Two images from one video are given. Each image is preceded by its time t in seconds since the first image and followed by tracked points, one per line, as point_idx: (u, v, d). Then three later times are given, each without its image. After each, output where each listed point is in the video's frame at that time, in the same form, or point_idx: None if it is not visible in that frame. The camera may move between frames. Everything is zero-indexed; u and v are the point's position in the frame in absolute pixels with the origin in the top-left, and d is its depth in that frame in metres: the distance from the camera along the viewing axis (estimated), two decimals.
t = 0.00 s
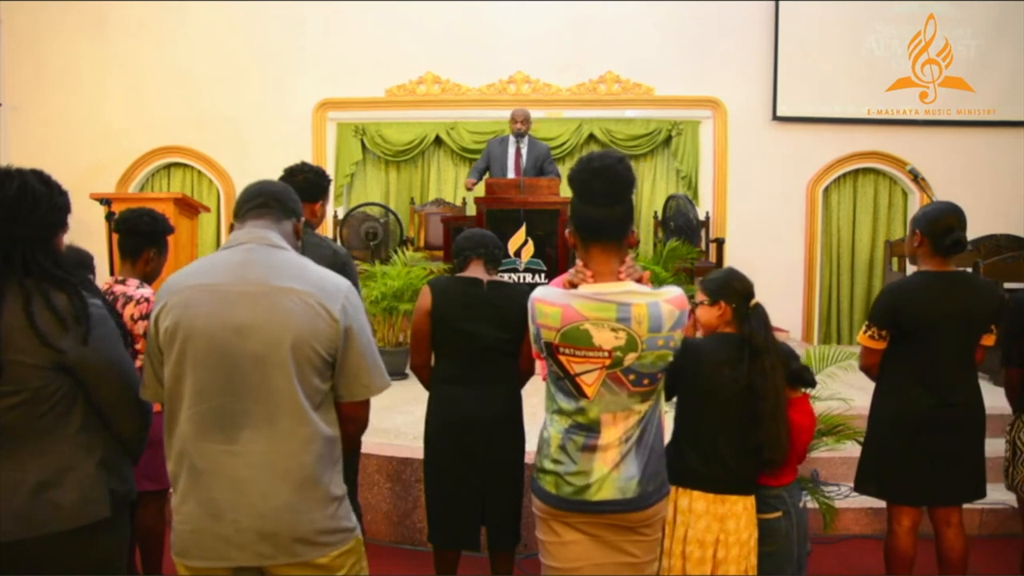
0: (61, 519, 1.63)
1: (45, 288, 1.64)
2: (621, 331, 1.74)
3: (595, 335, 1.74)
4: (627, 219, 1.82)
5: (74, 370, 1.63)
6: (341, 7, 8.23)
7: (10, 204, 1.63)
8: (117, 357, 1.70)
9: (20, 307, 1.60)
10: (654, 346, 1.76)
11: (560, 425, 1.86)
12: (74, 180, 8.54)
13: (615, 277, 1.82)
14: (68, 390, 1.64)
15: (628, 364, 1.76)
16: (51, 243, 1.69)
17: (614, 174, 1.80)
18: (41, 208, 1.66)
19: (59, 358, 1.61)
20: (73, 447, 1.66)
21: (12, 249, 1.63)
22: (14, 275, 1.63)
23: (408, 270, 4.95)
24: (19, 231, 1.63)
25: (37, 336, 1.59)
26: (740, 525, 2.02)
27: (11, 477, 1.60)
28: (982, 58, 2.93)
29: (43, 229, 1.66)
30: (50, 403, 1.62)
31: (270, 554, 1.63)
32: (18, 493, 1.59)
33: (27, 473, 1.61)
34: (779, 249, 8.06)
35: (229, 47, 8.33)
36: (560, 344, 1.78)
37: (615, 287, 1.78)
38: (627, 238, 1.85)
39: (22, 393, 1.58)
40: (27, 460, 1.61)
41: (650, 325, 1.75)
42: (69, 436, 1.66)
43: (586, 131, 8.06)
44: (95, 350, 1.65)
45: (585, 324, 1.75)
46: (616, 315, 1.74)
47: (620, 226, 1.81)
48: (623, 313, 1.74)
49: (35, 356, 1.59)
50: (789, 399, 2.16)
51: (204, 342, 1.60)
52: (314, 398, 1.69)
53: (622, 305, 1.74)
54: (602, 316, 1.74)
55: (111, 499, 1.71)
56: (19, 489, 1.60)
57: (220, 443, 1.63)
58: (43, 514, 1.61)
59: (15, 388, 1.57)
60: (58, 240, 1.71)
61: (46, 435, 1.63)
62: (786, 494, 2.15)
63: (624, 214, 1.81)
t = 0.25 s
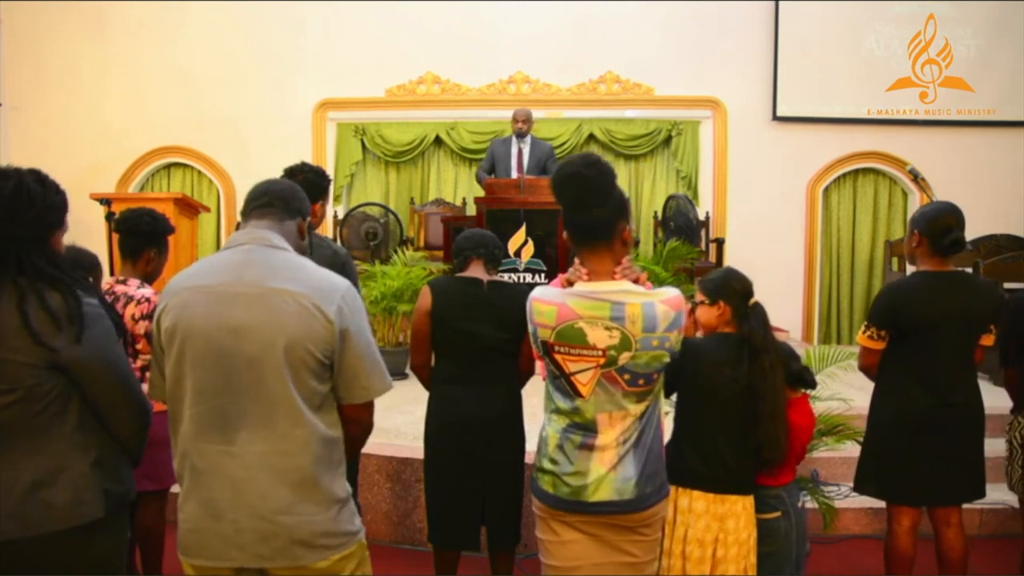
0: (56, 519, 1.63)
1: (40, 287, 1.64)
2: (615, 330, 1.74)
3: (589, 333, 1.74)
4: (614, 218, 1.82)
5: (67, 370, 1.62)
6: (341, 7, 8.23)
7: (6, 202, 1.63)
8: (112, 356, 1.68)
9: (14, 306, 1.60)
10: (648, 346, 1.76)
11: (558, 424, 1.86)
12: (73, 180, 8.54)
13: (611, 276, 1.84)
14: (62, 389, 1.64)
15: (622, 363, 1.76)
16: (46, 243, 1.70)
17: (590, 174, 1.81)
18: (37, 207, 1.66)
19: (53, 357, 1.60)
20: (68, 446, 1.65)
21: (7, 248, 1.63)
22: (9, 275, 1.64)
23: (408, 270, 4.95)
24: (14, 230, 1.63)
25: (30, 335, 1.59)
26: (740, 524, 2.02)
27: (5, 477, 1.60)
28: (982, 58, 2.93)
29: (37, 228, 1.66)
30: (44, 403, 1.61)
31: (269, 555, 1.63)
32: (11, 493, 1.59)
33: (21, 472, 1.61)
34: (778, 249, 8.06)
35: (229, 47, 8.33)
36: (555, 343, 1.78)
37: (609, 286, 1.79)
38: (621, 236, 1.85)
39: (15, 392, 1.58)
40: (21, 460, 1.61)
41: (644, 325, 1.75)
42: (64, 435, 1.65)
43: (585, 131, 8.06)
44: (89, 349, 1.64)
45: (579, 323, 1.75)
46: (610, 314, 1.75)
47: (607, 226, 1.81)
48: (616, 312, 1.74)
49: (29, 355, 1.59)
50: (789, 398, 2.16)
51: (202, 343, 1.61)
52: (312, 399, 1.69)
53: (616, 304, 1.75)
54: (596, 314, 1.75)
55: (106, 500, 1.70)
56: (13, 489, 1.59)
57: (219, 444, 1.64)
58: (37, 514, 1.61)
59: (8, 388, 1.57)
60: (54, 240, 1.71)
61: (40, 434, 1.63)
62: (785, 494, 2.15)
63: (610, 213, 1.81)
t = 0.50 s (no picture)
0: (53, 519, 1.62)
1: (37, 286, 1.64)
2: (612, 330, 1.75)
3: (587, 333, 1.75)
4: (604, 218, 1.81)
5: (65, 369, 1.62)
6: (340, 7, 8.24)
7: (4, 201, 1.63)
8: (110, 355, 1.68)
9: (12, 306, 1.61)
10: (646, 346, 1.76)
11: (557, 425, 1.87)
12: (73, 180, 8.54)
13: (609, 277, 1.85)
14: (60, 388, 1.64)
15: (620, 363, 1.76)
16: (44, 242, 1.70)
17: (567, 179, 1.82)
18: (35, 205, 1.66)
19: (50, 357, 1.60)
20: (66, 446, 1.65)
21: (6, 247, 1.64)
22: (7, 274, 1.64)
23: (408, 270, 4.95)
24: (12, 229, 1.64)
25: (27, 334, 1.59)
26: (740, 524, 2.02)
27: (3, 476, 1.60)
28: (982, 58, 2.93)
29: (34, 227, 1.66)
30: (41, 402, 1.61)
31: (272, 556, 1.63)
32: (9, 492, 1.60)
33: (18, 471, 1.61)
34: (779, 249, 8.06)
35: (229, 47, 8.34)
36: (554, 344, 1.79)
37: (605, 285, 1.79)
38: (617, 235, 1.84)
39: (12, 391, 1.58)
40: (19, 459, 1.61)
41: (641, 324, 1.76)
42: (61, 435, 1.65)
43: (585, 131, 8.06)
44: (86, 348, 1.63)
45: (577, 323, 1.76)
46: (606, 314, 1.75)
47: (596, 227, 1.81)
48: (613, 312, 1.75)
49: (26, 355, 1.59)
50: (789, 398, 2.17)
51: (204, 344, 1.62)
52: (314, 399, 1.68)
53: (613, 304, 1.75)
54: (594, 314, 1.75)
55: (104, 499, 1.70)
56: (11, 488, 1.60)
57: (221, 444, 1.65)
58: (35, 513, 1.61)
59: (5, 387, 1.57)
60: (52, 239, 1.71)
61: (37, 434, 1.63)
62: (785, 494, 2.15)
63: (597, 213, 1.81)
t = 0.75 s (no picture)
0: (51, 519, 1.62)
1: (36, 285, 1.64)
2: (613, 329, 1.75)
3: (588, 333, 1.75)
4: (606, 219, 1.81)
5: (63, 368, 1.61)
6: (340, 7, 8.24)
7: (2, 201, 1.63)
8: (109, 354, 1.68)
9: (10, 305, 1.60)
10: (647, 346, 1.76)
11: (558, 425, 1.86)
12: (73, 180, 8.54)
13: (611, 276, 1.85)
14: (58, 388, 1.63)
15: (621, 363, 1.76)
16: (42, 242, 1.70)
17: (567, 180, 1.83)
18: (33, 205, 1.66)
19: (48, 356, 1.60)
20: (64, 445, 1.65)
21: (4, 247, 1.64)
22: (6, 274, 1.64)
23: (408, 270, 4.96)
24: (10, 229, 1.64)
25: (25, 333, 1.59)
26: (740, 525, 2.02)
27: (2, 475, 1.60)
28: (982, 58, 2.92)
29: (32, 226, 1.66)
30: (39, 401, 1.61)
31: (281, 558, 1.63)
32: (8, 491, 1.60)
33: (16, 471, 1.61)
34: (779, 249, 8.06)
35: (229, 47, 8.34)
36: (555, 344, 1.79)
37: (607, 285, 1.79)
38: (619, 236, 1.84)
39: (10, 391, 1.58)
40: (17, 459, 1.61)
41: (642, 324, 1.76)
42: (60, 434, 1.65)
43: (585, 132, 8.06)
44: (84, 347, 1.63)
45: (578, 322, 1.76)
46: (608, 314, 1.75)
47: (598, 227, 1.81)
48: (615, 311, 1.75)
49: (24, 354, 1.59)
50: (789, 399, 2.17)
51: (215, 343, 1.61)
52: (325, 399, 1.68)
53: (614, 303, 1.75)
54: (595, 314, 1.75)
55: (104, 499, 1.70)
56: (10, 488, 1.60)
57: (231, 444, 1.64)
58: (33, 513, 1.61)
59: (4, 387, 1.57)
60: (50, 238, 1.71)
61: (35, 433, 1.63)
62: (785, 494, 2.15)
63: (599, 214, 1.81)
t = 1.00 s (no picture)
0: (52, 519, 1.62)
1: (36, 285, 1.63)
2: (616, 329, 1.75)
3: (591, 333, 1.75)
4: (607, 219, 1.81)
5: (64, 368, 1.61)
6: (340, 7, 8.24)
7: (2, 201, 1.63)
8: (110, 354, 1.68)
9: (11, 305, 1.60)
10: (649, 345, 1.76)
11: (560, 425, 1.86)
12: (73, 180, 8.53)
13: (615, 276, 1.85)
14: (59, 388, 1.63)
15: (624, 362, 1.76)
16: (42, 242, 1.70)
17: (568, 181, 1.83)
18: (33, 204, 1.66)
19: (50, 356, 1.60)
20: (65, 445, 1.65)
21: (4, 247, 1.63)
22: (6, 274, 1.64)
23: (408, 270, 4.96)
24: (10, 229, 1.63)
25: (26, 333, 1.58)
26: (740, 525, 2.02)
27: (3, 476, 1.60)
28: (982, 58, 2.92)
29: (32, 226, 1.66)
30: (40, 401, 1.61)
31: (290, 558, 1.63)
32: (10, 491, 1.60)
33: (18, 471, 1.61)
34: (779, 249, 8.06)
35: (229, 47, 8.34)
36: (558, 344, 1.79)
37: (611, 284, 1.80)
38: (621, 236, 1.84)
39: (11, 391, 1.58)
40: (19, 459, 1.61)
41: (645, 324, 1.76)
42: (61, 434, 1.64)
43: (585, 132, 8.05)
44: (86, 347, 1.63)
45: (581, 322, 1.76)
46: (611, 314, 1.75)
47: (599, 227, 1.81)
48: (618, 311, 1.75)
49: (25, 354, 1.58)
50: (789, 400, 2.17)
51: (223, 343, 1.61)
52: (333, 399, 1.68)
53: (617, 303, 1.76)
54: (598, 314, 1.75)
55: (105, 499, 1.69)
56: (11, 488, 1.60)
57: (239, 444, 1.64)
58: (35, 513, 1.61)
59: (5, 387, 1.57)
60: (50, 238, 1.71)
61: (36, 433, 1.62)
62: (785, 494, 2.15)
63: (600, 214, 1.81)
